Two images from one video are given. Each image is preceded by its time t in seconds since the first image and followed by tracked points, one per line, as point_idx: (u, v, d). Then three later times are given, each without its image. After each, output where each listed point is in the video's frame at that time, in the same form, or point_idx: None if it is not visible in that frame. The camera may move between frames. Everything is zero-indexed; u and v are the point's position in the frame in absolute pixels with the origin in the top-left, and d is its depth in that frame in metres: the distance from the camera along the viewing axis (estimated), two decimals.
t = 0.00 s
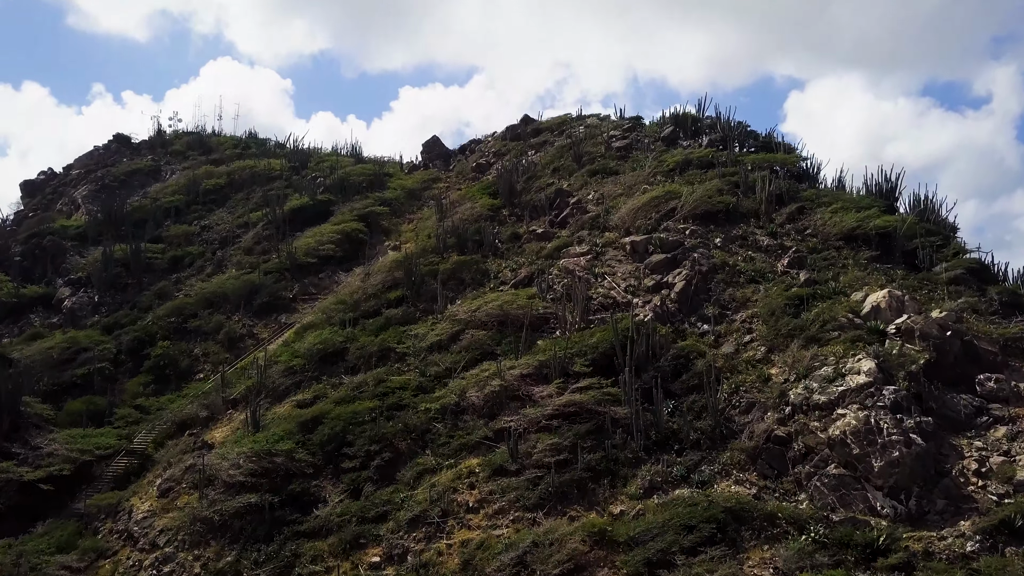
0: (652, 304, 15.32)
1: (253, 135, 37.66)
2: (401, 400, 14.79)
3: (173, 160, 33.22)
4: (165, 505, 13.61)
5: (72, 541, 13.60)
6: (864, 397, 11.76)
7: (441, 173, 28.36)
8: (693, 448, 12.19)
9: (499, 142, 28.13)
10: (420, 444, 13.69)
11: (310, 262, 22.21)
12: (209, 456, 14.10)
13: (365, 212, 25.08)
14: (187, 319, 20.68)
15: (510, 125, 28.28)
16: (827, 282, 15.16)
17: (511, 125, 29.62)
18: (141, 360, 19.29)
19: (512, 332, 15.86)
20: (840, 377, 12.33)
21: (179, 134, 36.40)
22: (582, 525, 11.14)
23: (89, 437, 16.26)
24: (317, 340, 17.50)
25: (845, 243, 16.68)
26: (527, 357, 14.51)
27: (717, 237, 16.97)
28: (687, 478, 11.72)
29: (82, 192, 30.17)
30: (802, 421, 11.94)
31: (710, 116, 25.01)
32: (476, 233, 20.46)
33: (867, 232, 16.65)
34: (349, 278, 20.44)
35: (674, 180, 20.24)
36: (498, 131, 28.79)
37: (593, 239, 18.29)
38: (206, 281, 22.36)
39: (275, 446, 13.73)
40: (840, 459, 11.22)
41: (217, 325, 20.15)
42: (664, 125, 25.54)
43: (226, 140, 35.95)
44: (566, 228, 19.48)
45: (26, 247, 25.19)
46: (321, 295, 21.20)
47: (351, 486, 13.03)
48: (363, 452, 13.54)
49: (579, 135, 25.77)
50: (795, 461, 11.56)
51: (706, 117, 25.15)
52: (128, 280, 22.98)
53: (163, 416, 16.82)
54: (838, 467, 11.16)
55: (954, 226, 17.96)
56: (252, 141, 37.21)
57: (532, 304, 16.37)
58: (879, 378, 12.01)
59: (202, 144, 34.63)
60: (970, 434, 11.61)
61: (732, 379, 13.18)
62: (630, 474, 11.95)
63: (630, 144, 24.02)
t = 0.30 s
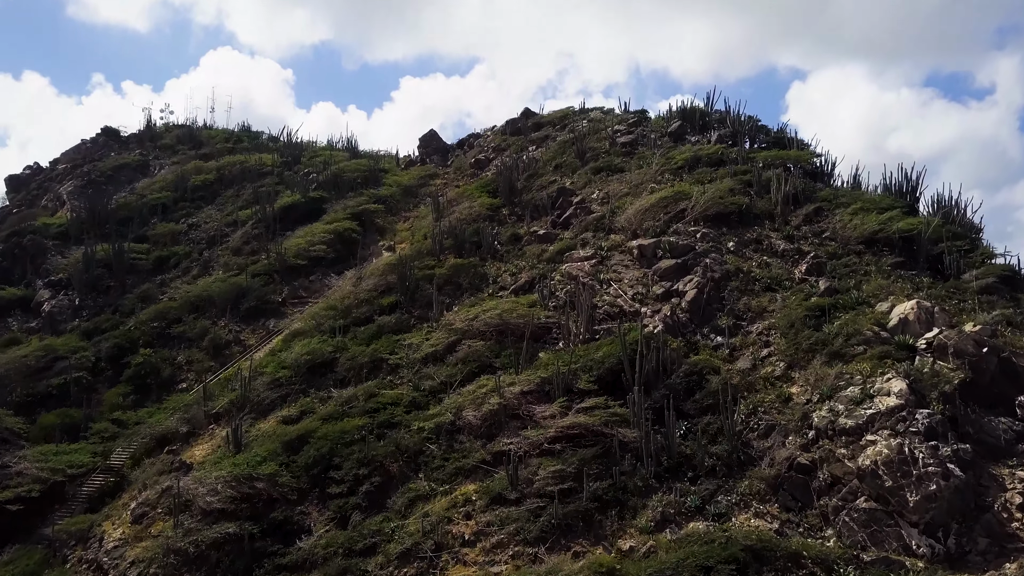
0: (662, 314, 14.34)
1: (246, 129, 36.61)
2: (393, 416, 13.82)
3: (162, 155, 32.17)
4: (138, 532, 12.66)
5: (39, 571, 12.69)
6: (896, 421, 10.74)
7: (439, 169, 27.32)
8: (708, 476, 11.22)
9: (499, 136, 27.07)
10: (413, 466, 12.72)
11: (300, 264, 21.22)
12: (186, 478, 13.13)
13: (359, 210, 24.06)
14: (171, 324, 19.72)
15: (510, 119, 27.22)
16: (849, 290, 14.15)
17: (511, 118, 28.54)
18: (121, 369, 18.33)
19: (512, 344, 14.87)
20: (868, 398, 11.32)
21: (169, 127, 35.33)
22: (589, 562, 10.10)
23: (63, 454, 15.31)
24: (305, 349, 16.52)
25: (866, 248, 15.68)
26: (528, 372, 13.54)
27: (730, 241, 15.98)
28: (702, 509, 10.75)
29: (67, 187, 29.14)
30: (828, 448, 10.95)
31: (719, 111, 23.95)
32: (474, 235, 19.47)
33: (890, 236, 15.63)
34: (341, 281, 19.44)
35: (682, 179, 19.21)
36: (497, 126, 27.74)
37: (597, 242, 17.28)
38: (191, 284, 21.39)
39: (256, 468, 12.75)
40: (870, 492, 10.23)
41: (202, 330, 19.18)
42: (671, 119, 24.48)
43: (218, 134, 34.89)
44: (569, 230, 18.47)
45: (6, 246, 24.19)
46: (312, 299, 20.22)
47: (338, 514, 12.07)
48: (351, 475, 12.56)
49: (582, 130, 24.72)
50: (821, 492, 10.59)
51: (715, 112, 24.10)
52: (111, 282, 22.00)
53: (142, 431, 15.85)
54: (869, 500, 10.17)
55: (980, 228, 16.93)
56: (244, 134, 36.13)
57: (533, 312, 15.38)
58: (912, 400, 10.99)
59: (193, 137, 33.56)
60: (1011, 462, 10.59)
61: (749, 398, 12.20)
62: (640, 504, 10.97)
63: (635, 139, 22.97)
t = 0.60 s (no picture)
0: (671, 324, 13.45)
1: (239, 122, 35.62)
2: (384, 433, 12.95)
3: (151, 148, 31.20)
4: (109, 561, 11.81)
5: None
6: (929, 448, 9.80)
7: (436, 164, 26.36)
8: (724, 505, 10.34)
9: (498, 130, 26.11)
10: (405, 490, 11.84)
11: (290, 264, 20.31)
12: (162, 502, 12.25)
13: (352, 208, 23.14)
14: (154, 328, 18.84)
15: (510, 112, 26.23)
16: (871, 299, 13.23)
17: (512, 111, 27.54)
18: (100, 377, 17.46)
19: (511, 354, 13.98)
20: (897, 420, 10.37)
21: (160, 120, 34.34)
22: None
23: (35, 471, 14.44)
24: (292, 358, 15.62)
25: (888, 252, 14.75)
26: (528, 386, 12.64)
27: (743, 245, 15.08)
28: (718, 542, 9.87)
29: (52, 182, 28.19)
30: (855, 476, 10.04)
31: (728, 104, 22.98)
32: (472, 236, 18.55)
33: (913, 239, 14.68)
34: (332, 284, 18.54)
35: (690, 177, 18.28)
36: (497, 119, 26.76)
37: (602, 244, 16.36)
38: (177, 285, 20.49)
39: (236, 492, 11.88)
40: (903, 527, 9.34)
41: (186, 336, 18.29)
42: (678, 112, 23.51)
43: (210, 126, 33.90)
44: (572, 231, 17.55)
45: None
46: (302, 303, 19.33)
47: (323, 543, 11.19)
48: (338, 500, 11.66)
49: (585, 123, 23.73)
50: (848, 525, 9.71)
51: (723, 105, 23.13)
52: (93, 283, 21.10)
53: (119, 444, 14.97)
54: (902, 536, 9.28)
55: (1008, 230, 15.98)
56: (237, 127, 35.15)
57: (534, 320, 14.47)
58: (946, 424, 10.04)
59: (183, 130, 32.58)
60: None
61: (767, 418, 11.30)
62: (650, 537, 10.11)
63: (641, 133, 22.00)
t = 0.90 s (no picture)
0: (682, 334, 12.55)
1: (230, 113, 34.62)
2: (374, 452, 12.08)
3: (139, 140, 30.21)
4: None
5: None
6: (969, 479, 8.93)
7: (432, 157, 25.40)
8: (742, 539, 9.45)
9: (497, 121, 25.11)
10: (394, 516, 10.97)
11: (278, 263, 19.39)
12: (134, 528, 11.38)
13: (345, 203, 22.19)
14: (135, 332, 17.95)
15: (510, 103, 25.24)
16: (896, 308, 12.31)
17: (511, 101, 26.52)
18: (77, 385, 16.59)
19: (510, 366, 13.09)
20: (931, 447, 9.50)
21: (148, 109, 33.30)
22: None
23: (3, 489, 13.58)
24: (278, 366, 14.74)
25: (911, 256, 13.82)
26: (528, 402, 11.74)
27: (757, 248, 14.17)
28: None
29: (34, 175, 27.22)
30: (886, 509, 9.15)
31: (737, 95, 22.00)
32: (469, 235, 17.62)
33: (939, 241, 13.75)
34: (322, 285, 17.63)
35: (699, 174, 17.33)
36: (496, 110, 25.76)
37: (607, 245, 15.44)
38: (160, 285, 19.59)
39: (213, 519, 11.01)
40: (942, 569, 8.44)
41: (168, 340, 17.40)
42: (684, 104, 22.53)
43: (200, 116, 32.88)
44: (574, 230, 16.62)
45: None
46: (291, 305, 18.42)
47: None
48: (323, 528, 10.80)
49: (587, 115, 22.74)
50: (880, 564, 8.78)
51: (732, 97, 22.15)
52: (73, 283, 20.21)
53: (94, 459, 14.12)
54: None
55: None
56: (228, 116, 34.11)
57: (535, 328, 13.56)
58: (986, 452, 9.15)
59: (171, 120, 31.56)
60: None
61: (788, 442, 10.41)
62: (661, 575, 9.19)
63: (646, 126, 21.03)
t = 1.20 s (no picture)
0: (694, 347, 11.65)
1: (221, 103, 33.60)
2: (361, 476, 11.21)
3: (125, 130, 29.20)
4: None
5: None
6: (1016, 520, 8.04)
7: (428, 149, 24.42)
8: None
9: (495, 112, 24.11)
10: (382, 549, 10.09)
11: (266, 264, 18.47)
12: (100, 560, 10.52)
13: (336, 199, 21.24)
14: (114, 337, 17.06)
15: (509, 93, 24.23)
16: (925, 320, 11.41)
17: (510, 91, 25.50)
18: (52, 394, 15.73)
19: (508, 380, 12.20)
20: (972, 480, 8.61)
21: (136, 98, 32.26)
22: None
23: None
24: (262, 377, 13.85)
25: (938, 261, 12.90)
26: (527, 423, 10.85)
27: (772, 252, 13.25)
28: None
29: (16, 167, 26.25)
30: (923, 551, 8.27)
31: (747, 86, 21.02)
32: (465, 235, 16.69)
33: (968, 245, 12.82)
34: (311, 288, 16.73)
35: (709, 171, 16.39)
36: (494, 100, 24.76)
37: (611, 248, 14.52)
38: (141, 286, 18.67)
39: (186, 552, 10.14)
40: None
41: (148, 346, 16.51)
42: (692, 95, 21.54)
43: (189, 106, 31.86)
44: (576, 231, 15.69)
45: None
46: (279, 308, 17.52)
47: None
48: (304, 562, 9.93)
49: (590, 106, 21.74)
50: None
51: (742, 88, 21.16)
52: (52, 284, 19.31)
53: (65, 477, 13.25)
54: None
55: None
56: (218, 106, 33.06)
57: (535, 339, 12.66)
58: None
59: (159, 110, 30.52)
60: None
61: (811, 471, 9.53)
62: None
63: (651, 118, 20.05)
